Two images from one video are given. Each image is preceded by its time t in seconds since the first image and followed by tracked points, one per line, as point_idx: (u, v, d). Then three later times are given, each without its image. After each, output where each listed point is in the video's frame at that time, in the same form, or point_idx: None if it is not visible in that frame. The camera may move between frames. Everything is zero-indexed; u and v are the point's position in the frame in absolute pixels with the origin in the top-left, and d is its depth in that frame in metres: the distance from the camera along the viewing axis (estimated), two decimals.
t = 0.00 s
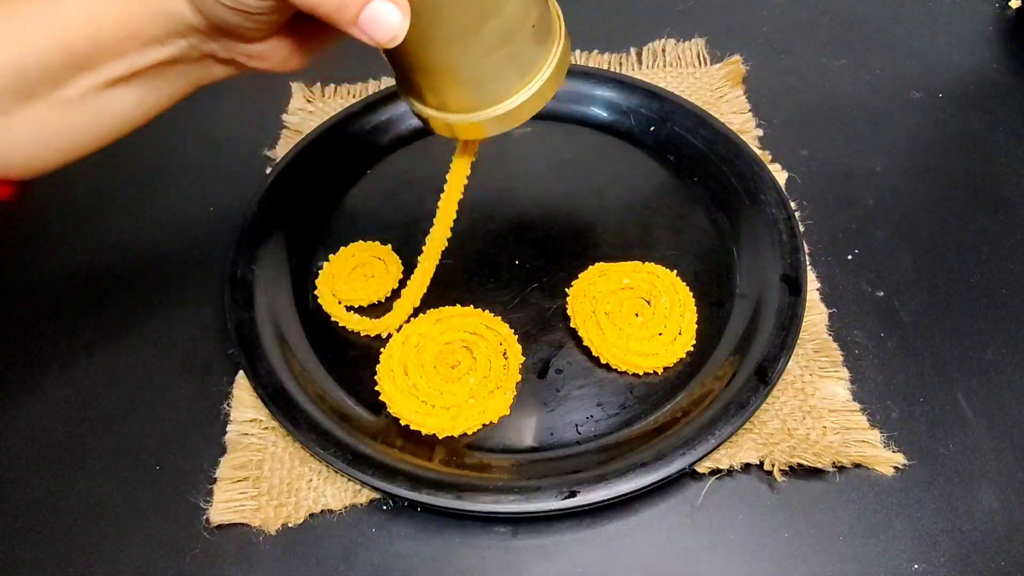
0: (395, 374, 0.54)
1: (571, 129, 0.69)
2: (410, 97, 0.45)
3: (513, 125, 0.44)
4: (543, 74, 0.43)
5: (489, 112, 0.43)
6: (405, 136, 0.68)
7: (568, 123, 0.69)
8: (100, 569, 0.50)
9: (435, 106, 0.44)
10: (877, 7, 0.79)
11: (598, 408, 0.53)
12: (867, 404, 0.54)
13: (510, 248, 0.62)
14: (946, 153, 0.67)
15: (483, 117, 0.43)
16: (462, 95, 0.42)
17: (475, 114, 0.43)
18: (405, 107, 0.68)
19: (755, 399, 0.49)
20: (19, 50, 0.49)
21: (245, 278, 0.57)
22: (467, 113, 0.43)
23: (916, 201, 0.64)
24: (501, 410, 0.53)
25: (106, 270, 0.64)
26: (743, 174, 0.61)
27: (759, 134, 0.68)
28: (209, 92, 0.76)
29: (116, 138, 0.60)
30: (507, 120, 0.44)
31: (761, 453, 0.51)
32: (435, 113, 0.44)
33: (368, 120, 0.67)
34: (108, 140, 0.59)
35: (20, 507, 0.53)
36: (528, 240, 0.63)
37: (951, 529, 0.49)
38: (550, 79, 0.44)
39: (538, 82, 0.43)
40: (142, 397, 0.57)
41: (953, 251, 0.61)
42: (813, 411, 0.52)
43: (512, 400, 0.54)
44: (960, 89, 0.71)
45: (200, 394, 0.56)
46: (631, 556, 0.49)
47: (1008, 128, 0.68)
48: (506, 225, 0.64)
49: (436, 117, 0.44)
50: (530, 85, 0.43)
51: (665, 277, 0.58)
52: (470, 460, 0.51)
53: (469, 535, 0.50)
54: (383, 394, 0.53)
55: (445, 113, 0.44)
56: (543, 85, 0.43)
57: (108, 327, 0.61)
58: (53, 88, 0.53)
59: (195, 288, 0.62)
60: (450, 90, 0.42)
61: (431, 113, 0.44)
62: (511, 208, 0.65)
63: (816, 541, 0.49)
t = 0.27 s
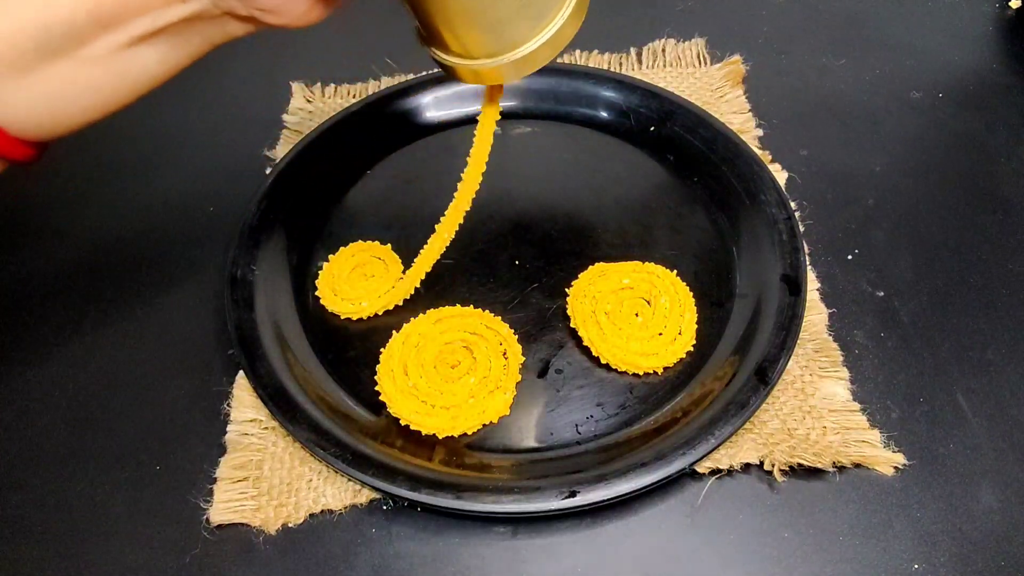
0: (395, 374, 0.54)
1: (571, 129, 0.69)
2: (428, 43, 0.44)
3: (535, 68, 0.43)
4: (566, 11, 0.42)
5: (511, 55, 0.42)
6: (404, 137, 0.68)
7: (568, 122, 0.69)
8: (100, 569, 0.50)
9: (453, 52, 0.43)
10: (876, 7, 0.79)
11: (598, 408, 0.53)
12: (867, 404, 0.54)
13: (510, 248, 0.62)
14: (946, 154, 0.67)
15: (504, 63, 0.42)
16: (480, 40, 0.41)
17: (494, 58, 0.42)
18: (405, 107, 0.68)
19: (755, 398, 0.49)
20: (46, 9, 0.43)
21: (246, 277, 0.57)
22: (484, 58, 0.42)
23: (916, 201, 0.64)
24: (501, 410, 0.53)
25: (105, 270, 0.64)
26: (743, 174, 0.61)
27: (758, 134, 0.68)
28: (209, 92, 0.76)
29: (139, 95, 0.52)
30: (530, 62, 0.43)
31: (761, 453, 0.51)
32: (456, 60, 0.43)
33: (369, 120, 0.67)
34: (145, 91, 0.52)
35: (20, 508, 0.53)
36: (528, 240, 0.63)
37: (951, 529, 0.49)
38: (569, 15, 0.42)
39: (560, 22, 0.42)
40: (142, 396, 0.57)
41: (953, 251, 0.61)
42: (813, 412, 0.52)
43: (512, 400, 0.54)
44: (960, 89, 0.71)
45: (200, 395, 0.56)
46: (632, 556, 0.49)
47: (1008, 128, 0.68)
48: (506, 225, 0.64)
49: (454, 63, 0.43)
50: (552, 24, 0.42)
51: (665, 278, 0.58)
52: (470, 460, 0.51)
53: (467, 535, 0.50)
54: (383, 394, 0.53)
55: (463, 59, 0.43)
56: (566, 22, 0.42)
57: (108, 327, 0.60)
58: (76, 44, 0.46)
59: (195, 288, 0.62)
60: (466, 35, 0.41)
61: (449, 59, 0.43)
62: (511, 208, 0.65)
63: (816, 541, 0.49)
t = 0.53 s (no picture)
0: (395, 374, 0.54)
1: (571, 129, 0.69)
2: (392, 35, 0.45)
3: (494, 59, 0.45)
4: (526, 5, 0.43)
5: (470, 47, 0.43)
6: (404, 137, 0.68)
7: (567, 123, 0.69)
8: (99, 569, 0.50)
9: (415, 41, 0.44)
10: (876, 7, 0.79)
11: (598, 408, 0.53)
12: (867, 404, 0.54)
13: (510, 248, 0.62)
14: (946, 154, 0.67)
15: (462, 53, 0.43)
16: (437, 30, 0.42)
17: (453, 48, 0.43)
18: (405, 108, 0.68)
19: (755, 398, 0.49)
20: None
21: (246, 277, 0.57)
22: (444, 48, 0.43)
23: (915, 201, 0.64)
24: (501, 410, 0.53)
25: (105, 270, 0.64)
26: (743, 175, 0.61)
27: (758, 134, 0.68)
28: (208, 91, 0.75)
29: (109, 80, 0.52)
30: (489, 54, 0.44)
31: (761, 453, 0.51)
32: (416, 49, 0.44)
33: (369, 120, 0.67)
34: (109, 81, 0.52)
35: (19, 508, 0.53)
36: (528, 240, 0.63)
37: (951, 529, 0.49)
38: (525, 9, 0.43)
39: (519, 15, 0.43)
40: (141, 396, 0.57)
41: (953, 251, 0.61)
42: (813, 412, 0.52)
43: (512, 400, 0.54)
44: (960, 89, 0.71)
45: (200, 394, 0.56)
46: (632, 557, 0.49)
47: (1008, 128, 0.68)
48: (506, 225, 0.64)
49: (416, 52, 0.44)
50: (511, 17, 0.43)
51: (665, 278, 0.58)
52: (470, 460, 0.51)
53: (468, 535, 0.50)
54: (383, 394, 0.53)
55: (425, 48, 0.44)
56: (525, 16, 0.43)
57: (108, 327, 0.60)
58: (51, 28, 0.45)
59: (195, 288, 0.62)
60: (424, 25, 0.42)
61: (411, 48, 0.44)
62: (511, 208, 0.65)
63: (816, 541, 0.49)
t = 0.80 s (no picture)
0: (395, 374, 0.54)
1: (571, 129, 0.69)
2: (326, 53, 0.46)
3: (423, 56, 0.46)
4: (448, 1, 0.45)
5: (400, 46, 0.45)
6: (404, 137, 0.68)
7: (567, 123, 0.69)
8: (99, 569, 0.50)
9: (349, 49, 0.45)
10: (876, 7, 0.79)
11: (598, 408, 0.53)
12: (867, 404, 0.54)
13: (510, 248, 0.62)
14: (946, 153, 0.67)
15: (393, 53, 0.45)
16: (370, 32, 0.44)
17: (388, 49, 0.45)
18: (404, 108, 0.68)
19: (755, 398, 0.49)
20: None
21: (245, 277, 0.57)
22: (379, 50, 0.45)
23: (915, 201, 0.64)
24: (501, 410, 0.53)
25: (104, 270, 0.64)
26: (743, 175, 0.61)
27: (759, 134, 0.68)
28: (208, 91, 0.75)
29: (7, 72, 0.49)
30: (418, 51, 0.45)
31: (761, 453, 0.51)
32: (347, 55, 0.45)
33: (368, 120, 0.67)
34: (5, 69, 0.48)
35: (19, 508, 0.53)
36: (528, 240, 0.63)
37: (951, 529, 0.49)
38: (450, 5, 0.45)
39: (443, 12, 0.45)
40: (141, 396, 0.57)
41: (953, 251, 0.61)
42: (813, 412, 0.52)
43: (512, 400, 0.54)
44: (960, 89, 0.71)
45: (199, 395, 0.56)
46: (632, 557, 0.49)
47: (1008, 128, 0.68)
48: (505, 225, 0.64)
49: (352, 60, 0.45)
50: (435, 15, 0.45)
51: (665, 278, 0.58)
52: (470, 460, 0.51)
53: (468, 536, 0.50)
54: (383, 394, 0.53)
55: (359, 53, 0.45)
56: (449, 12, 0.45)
57: (107, 327, 0.60)
58: None
59: (194, 288, 0.62)
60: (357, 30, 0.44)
61: (346, 57, 0.45)
62: (510, 208, 0.65)
63: (816, 541, 0.49)
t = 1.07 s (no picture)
0: (395, 374, 0.54)
1: (571, 130, 0.69)
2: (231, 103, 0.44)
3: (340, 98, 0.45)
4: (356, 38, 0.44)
5: (315, 92, 0.43)
6: (404, 137, 0.68)
7: (567, 123, 0.69)
8: (98, 569, 0.50)
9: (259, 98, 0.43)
10: (876, 7, 0.79)
11: (598, 408, 0.53)
12: (867, 404, 0.54)
13: (509, 248, 0.62)
14: (945, 154, 0.67)
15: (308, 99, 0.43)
16: (279, 78, 0.42)
17: (301, 94, 0.43)
18: (404, 107, 0.68)
19: (755, 398, 0.49)
20: None
21: (245, 277, 0.57)
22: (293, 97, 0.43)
23: (915, 201, 0.64)
24: (501, 410, 0.53)
25: (104, 271, 0.64)
26: (743, 175, 0.61)
27: (758, 134, 0.68)
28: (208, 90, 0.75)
29: None
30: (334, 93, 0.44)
31: (761, 453, 0.51)
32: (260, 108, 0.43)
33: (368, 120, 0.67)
34: None
35: (18, 508, 0.53)
36: (528, 240, 0.63)
37: (951, 529, 0.49)
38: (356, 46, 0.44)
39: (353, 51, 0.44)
40: (141, 396, 0.57)
41: (953, 251, 0.61)
42: (813, 412, 0.52)
43: (512, 400, 0.54)
44: (959, 89, 0.71)
45: (199, 395, 0.56)
46: (632, 556, 0.49)
47: (1007, 128, 0.68)
48: (505, 225, 0.64)
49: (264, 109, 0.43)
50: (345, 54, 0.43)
51: (665, 277, 0.58)
52: (470, 460, 0.51)
53: (468, 535, 0.50)
54: (384, 394, 0.53)
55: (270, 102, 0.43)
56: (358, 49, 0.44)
57: (107, 327, 0.60)
58: None
59: (194, 288, 0.62)
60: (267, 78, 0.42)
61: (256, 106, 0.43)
62: (510, 208, 0.65)
63: (816, 542, 0.49)
